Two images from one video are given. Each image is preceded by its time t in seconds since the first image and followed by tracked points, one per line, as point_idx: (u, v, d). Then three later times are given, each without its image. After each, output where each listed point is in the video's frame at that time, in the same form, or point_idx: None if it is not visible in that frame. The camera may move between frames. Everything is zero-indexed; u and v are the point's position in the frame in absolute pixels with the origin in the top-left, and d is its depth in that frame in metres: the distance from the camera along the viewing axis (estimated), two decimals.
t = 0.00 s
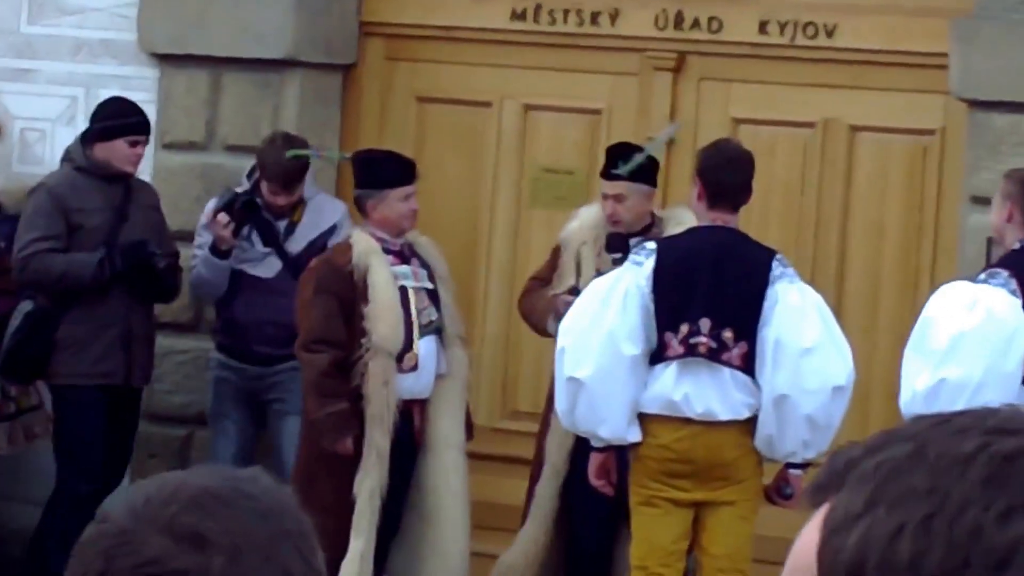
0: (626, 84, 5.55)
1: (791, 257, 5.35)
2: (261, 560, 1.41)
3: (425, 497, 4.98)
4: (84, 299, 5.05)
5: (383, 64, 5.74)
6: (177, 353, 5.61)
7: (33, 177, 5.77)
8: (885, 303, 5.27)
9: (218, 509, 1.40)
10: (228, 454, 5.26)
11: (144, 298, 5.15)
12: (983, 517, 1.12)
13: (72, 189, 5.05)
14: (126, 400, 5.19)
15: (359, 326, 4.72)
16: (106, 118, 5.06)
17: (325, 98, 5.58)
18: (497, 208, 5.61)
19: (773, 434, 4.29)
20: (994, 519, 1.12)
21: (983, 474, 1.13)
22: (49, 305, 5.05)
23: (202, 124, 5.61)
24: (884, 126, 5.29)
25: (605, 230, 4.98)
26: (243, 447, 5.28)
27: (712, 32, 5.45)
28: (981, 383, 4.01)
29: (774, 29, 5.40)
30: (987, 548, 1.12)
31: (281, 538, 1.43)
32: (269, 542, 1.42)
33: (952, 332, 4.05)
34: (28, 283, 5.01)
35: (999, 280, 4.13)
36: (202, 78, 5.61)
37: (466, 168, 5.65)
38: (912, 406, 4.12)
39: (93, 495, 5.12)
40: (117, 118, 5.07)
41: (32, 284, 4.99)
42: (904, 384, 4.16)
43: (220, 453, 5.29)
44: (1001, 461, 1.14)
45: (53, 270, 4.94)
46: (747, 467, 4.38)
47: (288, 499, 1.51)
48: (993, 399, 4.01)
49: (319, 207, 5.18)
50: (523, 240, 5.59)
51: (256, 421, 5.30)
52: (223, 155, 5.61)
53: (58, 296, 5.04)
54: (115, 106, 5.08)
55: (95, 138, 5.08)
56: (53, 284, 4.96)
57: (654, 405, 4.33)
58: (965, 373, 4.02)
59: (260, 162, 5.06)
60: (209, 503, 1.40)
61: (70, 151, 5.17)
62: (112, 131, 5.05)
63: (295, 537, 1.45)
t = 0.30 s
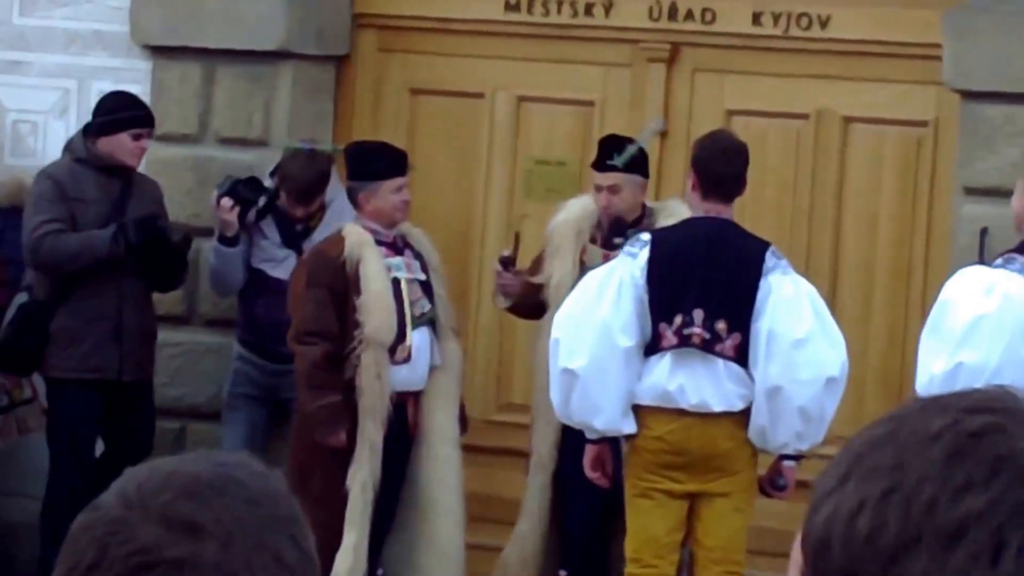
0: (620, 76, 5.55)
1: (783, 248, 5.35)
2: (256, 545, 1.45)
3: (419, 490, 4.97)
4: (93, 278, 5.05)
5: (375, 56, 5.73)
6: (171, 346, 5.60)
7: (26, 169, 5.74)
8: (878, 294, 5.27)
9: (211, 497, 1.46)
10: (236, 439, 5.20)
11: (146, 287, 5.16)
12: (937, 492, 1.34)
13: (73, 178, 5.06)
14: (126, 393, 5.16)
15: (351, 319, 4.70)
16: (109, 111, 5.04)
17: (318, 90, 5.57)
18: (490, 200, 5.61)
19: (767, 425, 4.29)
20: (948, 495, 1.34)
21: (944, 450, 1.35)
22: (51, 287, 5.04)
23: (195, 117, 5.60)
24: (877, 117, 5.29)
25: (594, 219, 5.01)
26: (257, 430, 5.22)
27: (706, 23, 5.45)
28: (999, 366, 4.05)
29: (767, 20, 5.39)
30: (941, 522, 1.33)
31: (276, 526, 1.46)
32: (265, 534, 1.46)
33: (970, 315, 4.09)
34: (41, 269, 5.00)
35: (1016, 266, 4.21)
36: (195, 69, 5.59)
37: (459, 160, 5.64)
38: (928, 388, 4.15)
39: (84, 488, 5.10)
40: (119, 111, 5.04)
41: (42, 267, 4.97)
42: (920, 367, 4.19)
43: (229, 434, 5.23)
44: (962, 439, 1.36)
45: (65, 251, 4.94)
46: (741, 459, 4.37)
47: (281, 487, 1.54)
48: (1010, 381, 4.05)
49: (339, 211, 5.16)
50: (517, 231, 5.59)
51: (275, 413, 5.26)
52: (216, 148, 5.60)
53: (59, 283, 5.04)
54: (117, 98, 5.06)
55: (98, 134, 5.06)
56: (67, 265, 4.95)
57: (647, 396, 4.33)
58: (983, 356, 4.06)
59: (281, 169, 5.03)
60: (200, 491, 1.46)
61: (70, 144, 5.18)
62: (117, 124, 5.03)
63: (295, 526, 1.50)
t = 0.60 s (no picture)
0: (613, 69, 5.54)
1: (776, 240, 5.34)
2: (261, 538, 1.49)
3: (413, 483, 4.96)
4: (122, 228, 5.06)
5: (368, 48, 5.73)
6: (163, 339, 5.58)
7: (19, 161, 5.73)
8: (872, 286, 5.26)
9: (217, 490, 1.50)
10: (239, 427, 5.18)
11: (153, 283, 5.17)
12: (913, 472, 1.45)
13: (92, 161, 5.10)
14: (116, 383, 5.13)
15: (345, 311, 4.69)
16: (127, 111, 5.02)
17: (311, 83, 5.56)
18: (483, 193, 5.60)
19: (761, 418, 4.28)
20: (923, 474, 1.45)
21: (926, 432, 1.47)
22: (76, 256, 5.05)
23: (188, 109, 5.59)
24: (871, 109, 5.28)
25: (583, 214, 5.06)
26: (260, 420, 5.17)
27: (699, 16, 5.45)
28: (1015, 351, 4.00)
29: (761, 12, 5.39)
30: (913, 501, 1.45)
31: (281, 520, 1.51)
32: (265, 535, 1.49)
33: (986, 300, 4.04)
34: (75, 230, 4.95)
35: None
36: (187, 62, 5.58)
37: (452, 153, 5.63)
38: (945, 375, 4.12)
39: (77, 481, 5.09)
40: (137, 112, 5.01)
41: (68, 234, 4.98)
42: (938, 354, 4.16)
43: (235, 425, 5.20)
44: (946, 423, 1.47)
45: (94, 206, 4.91)
46: (735, 451, 4.36)
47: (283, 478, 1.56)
48: None
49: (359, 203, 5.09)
50: (510, 223, 5.58)
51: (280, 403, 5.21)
52: (208, 140, 5.58)
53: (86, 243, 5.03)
54: (137, 99, 5.02)
55: (115, 134, 5.05)
56: (99, 218, 4.92)
57: (642, 388, 4.32)
58: (998, 342, 4.01)
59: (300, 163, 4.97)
60: (207, 484, 1.50)
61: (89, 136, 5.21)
62: (134, 125, 5.01)
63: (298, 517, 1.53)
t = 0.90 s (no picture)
0: (606, 62, 5.55)
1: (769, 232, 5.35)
2: (270, 533, 1.47)
3: (407, 475, 4.97)
4: (151, 217, 5.04)
5: (361, 42, 5.74)
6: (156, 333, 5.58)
7: (13, 155, 5.74)
8: (864, 278, 5.27)
9: (229, 482, 1.49)
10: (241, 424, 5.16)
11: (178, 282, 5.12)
12: (914, 461, 1.37)
13: (126, 155, 5.10)
14: (135, 377, 5.08)
15: (338, 304, 4.69)
16: (158, 109, 5.01)
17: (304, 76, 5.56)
18: (476, 187, 5.60)
19: (755, 411, 4.29)
20: (923, 463, 1.36)
21: (930, 422, 1.38)
22: (103, 245, 5.03)
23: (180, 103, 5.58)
24: (862, 102, 5.29)
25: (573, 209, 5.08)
26: (259, 412, 5.17)
27: (691, 9, 5.46)
28: (1008, 346, 3.72)
29: (753, 5, 5.40)
30: (912, 490, 1.36)
31: (292, 511, 1.49)
32: (274, 526, 1.47)
33: (979, 295, 3.77)
34: (100, 222, 4.96)
35: None
36: (180, 56, 5.57)
37: (445, 147, 5.64)
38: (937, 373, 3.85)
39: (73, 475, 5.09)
40: (168, 110, 5.00)
41: (94, 223, 4.98)
42: (930, 351, 3.90)
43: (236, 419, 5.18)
44: (951, 413, 1.38)
45: (116, 196, 4.91)
46: (729, 443, 4.36)
47: (294, 471, 1.55)
48: None
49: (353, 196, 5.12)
50: (503, 216, 5.58)
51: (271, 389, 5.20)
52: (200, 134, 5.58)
53: (112, 234, 5.02)
54: (169, 96, 5.02)
55: (146, 131, 5.04)
56: (122, 209, 4.92)
57: (636, 381, 4.32)
58: (991, 337, 3.74)
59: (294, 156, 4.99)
60: (219, 476, 1.49)
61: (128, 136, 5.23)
62: (163, 123, 5.00)
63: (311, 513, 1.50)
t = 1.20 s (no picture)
0: (592, 57, 5.62)
1: (754, 224, 5.42)
2: (210, 501, 1.39)
3: (396, 464, 5.03)
4: (176, 207, 5.08)
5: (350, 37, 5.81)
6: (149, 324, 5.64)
7: (6, 148, 5.79)
8: (847, 269, 5.34)
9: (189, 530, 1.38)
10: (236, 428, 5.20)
11: (196, 273, 5.14)
12: (885, 444, 1.31)
13: (152, 142, 5.16)
14: (155, 361, 5.15)
15: (329, 294, 4.76)
16: (188, 101, 5.05)
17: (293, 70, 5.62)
18: (464, 179, 5.67)
19: (739, 400, 4.36)
20: (895, 444, 1.30)
21: (910, 403, 1.32)
22: (127, 231, 5.09)
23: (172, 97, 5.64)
24: (845, 96, 5.37)
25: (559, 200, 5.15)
26: (247, 405, 5.21)
27: (676, 4, 5.54)
28: (953, 339, 4.14)
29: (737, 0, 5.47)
30: (883, 468, 1.30)
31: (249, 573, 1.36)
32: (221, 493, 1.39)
33: (929, 289, 4.17)
34: (122, 207, 5.02)
35: (982, 241, 4.27)
36: (172, 50, 5.63)
37: (433, 140, 5.70)
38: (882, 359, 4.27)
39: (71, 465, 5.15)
40: (197, 102, 5.04)
41: (118, 209, 5.04)
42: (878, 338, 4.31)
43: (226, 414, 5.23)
44: (932, 392, 1.32)
45: (139, 184, 4.97)
46: (714, 432, 4.43)
47: (279, 454, 1.46)
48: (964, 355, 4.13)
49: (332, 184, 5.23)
50: (491, 208, 5.65)
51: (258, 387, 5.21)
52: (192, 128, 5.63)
53: (132, 221, 5.08)
54: (199, 89, 5.06)
55: (177, 122, 5.09)
56: (143, 198, 4.97)
57: (622, 371, 4.39)
58: (937, 330, 4.15)
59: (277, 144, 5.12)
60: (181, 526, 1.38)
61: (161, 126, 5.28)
62: (192, 115, 5.04)
63: (268, 486, 1.41)
